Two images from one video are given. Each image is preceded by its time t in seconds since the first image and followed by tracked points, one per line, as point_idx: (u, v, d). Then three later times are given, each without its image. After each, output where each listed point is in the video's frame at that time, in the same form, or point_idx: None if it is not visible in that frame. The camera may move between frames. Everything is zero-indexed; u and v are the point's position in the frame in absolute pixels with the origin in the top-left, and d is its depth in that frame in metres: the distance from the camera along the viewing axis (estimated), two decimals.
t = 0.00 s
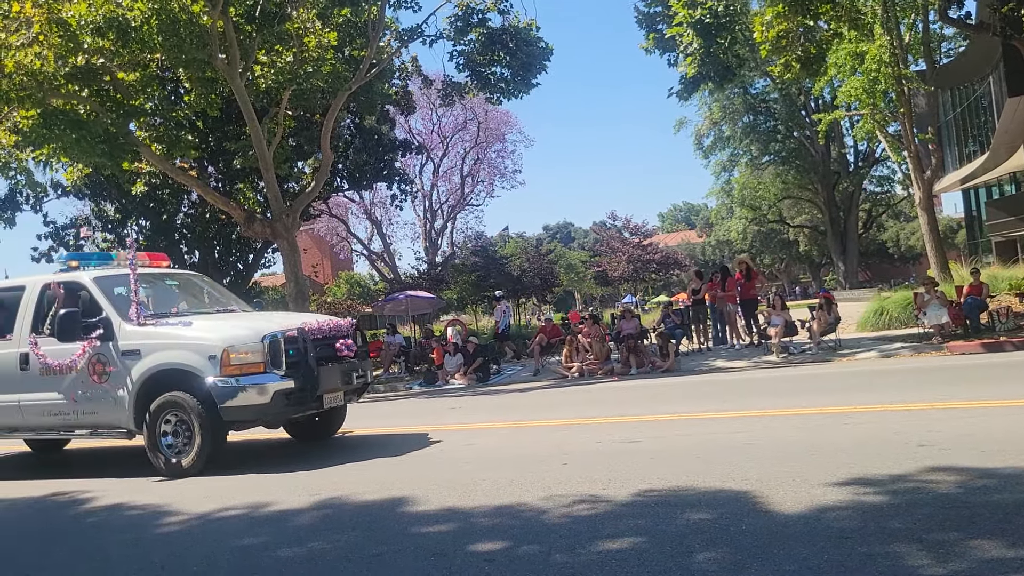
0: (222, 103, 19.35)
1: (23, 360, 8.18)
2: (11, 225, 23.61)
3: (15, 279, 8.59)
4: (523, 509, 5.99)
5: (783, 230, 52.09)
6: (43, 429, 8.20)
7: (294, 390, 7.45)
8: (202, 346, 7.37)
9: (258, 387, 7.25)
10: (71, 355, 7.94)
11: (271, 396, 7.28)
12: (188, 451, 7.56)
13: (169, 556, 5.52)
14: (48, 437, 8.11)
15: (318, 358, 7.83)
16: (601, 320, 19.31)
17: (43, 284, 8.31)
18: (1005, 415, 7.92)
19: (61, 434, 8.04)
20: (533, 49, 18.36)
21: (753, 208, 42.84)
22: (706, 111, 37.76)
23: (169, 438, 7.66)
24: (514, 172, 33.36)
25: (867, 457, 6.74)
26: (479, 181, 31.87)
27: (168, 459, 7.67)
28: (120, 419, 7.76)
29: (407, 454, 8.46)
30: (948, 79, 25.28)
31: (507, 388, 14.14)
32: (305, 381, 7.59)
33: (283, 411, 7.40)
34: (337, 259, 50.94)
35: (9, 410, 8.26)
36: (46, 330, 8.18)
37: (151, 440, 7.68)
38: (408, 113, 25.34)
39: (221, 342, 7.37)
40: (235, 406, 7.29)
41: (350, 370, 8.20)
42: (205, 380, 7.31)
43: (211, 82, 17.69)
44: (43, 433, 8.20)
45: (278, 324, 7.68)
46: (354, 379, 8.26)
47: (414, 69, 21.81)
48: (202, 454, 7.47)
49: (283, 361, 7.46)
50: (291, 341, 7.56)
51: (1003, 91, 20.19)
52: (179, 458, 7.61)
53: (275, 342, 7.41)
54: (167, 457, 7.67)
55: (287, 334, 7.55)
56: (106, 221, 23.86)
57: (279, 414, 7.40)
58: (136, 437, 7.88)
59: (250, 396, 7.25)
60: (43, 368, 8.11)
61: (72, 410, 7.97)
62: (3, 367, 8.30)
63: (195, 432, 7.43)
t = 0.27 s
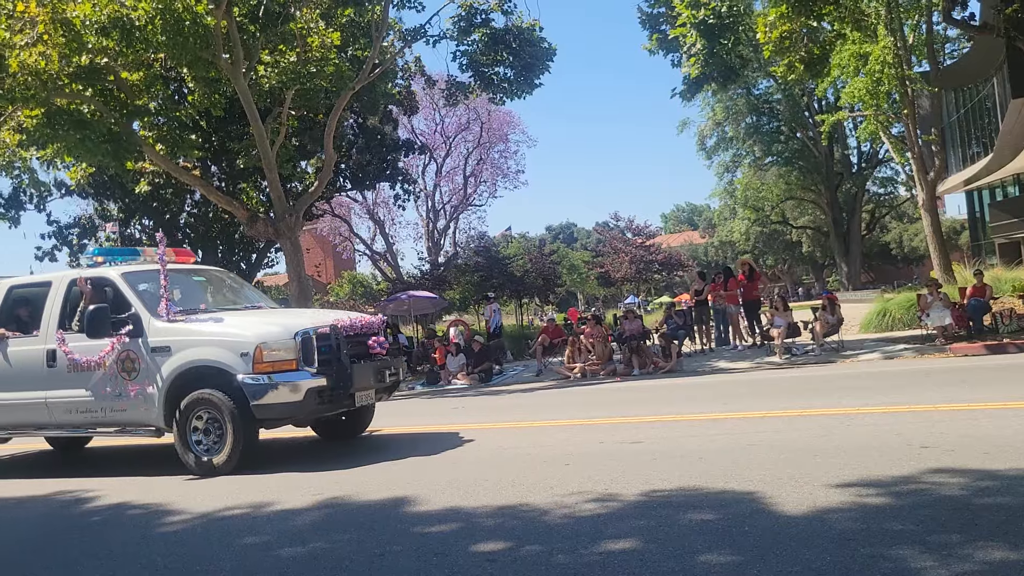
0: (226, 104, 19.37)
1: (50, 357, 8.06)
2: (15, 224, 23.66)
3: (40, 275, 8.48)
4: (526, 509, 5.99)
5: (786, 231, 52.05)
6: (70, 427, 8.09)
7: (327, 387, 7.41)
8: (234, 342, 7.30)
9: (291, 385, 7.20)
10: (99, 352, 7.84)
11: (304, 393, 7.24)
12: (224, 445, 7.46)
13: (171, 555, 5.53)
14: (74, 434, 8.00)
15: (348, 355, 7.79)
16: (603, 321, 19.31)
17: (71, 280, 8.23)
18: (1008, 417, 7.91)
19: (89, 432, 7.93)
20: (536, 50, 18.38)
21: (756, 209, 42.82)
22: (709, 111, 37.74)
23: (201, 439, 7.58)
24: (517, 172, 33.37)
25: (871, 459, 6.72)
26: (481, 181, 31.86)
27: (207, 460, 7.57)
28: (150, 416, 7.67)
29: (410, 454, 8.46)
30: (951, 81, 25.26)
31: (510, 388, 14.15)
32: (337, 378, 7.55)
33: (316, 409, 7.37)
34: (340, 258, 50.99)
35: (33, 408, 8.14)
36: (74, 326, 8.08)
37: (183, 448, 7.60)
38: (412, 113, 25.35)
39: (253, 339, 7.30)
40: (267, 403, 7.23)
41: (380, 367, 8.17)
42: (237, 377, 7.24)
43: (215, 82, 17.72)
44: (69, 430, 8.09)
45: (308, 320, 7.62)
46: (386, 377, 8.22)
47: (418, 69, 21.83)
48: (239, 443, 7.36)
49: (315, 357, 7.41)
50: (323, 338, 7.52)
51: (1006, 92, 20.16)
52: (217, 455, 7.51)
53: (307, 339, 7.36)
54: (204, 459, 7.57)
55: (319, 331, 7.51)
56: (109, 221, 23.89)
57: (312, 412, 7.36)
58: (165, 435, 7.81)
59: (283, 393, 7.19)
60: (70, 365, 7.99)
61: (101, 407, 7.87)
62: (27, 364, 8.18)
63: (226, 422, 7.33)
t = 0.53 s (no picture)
0: (229, 104, 19.38)
1: (75, 354, 7.98)
2: (18, 224, 23.70)
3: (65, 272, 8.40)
4: (527, 510, 5.99)
5: (788, 232, 52.00)
6: (95, 425, 8.03)
7: (357, 385, 7.34)
8: (264, 340, 7.23)
9: (322, 383, 7.14)
10: (125, 350, 7.76)
11: (334, 392, 7.17)
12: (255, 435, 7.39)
13: (172, 555, 5.54)
14: (99, 433, 7.91)
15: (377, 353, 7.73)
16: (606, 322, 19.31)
17: (97, 277, 8.17)
18: (1011, 418, 7.90)
19: (114, 430, 7.84)
20: (538, 50, 18.37)
21: (759, 210, 42.80)
22: (711, 112, 37.70)
23: (232, 440, 7.53)
24: (520, 172, 33.36)
25: (873, 460, 6.72)
26: (484, 181, 31.87)
27: (243, 459, 7.49)
28: (177, 415, 7.61)
29: (413, 453, 8.46)
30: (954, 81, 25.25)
31: (512, 389, 14.16)
32: (367, 376, 7.49)
33: (346, 407, 7.30)
34: (342, 258, 51.04)
35: (57, 406, 8.06)
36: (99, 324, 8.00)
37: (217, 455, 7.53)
38: (414, 114, 25.34)
39: (283, 336, 7.24)
40: (297, 402, 7.18)
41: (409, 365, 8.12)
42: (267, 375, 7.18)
43: (217, 82, 17.75)
44: (93, 429, 8.01)
45: (338, 317, 7.56)
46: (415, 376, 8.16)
47: (420, 70, 21.83)
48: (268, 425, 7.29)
49: (345, 355, 7.35)
50: (353, 336, 7.47)
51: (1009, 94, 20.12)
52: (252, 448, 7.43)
53: (337, 337, 7.30)
54: (241, 458, 7.49)
55: (349, 328, 7.46)
56: (112, 220, 23.93)
57: (342, 410, 7.31)
58: (191, 434, 7.74)
59: (313, 392, 7.14)
60: (95, 362, 7.91)
61: (127, 406, 7.80)
62: (51, 361, 8.09)
63: (251, 408, 7.29)
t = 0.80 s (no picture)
0: (229, 103, 19.36)
1: (95, 351, 7.84)
2: (18, 223, 23.68)
3: (84, 268, 8.27)
4: (527, 510, 5.99)
5: (789, 232, 51.99)
6: (114, 424, 7.89)
7: (383, 383, 7.27)
8: (290, 337, 7.16)
9: (349, 381, 7.07)
10: (147, 347, 7.64)
11: (361, 390, 7.10)
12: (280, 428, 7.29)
13: (172, 554, 5.54)
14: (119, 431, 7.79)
15: (403, 350, 7.68)
16: (606, 322, 19.31)
17: (117, 273, 8.05)
18: (1012, 418, 7.90)
19: (134, 429, 7.72)
20: (539, 50, 18.36)
21: (759, 210, 42.83)
22: (712, 112, 37.69)
23: (258, 438, 7.44)
24: (520, 172, 33.35)
25: (874, 460, 6.72)
26: (484, 181, 31.87)
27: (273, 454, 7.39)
28: (201, 413, 7.49)
29: (413, 453, 8.46)
30: (955, 82, 25.25)
31: (513, 388, 14.16)
32: (392, 374, 7.43)
33: (372, 405, 7.22)
34: (343, 258, 51.01)
35: (76, 404, 7.92)
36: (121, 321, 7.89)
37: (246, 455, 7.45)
38: (415, 113, 25.32)
39: (309, 333, 7.16)
40: (324, 399, 7.10)
41: (434, 363, 8.08)
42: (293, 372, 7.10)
43: (218, 81, 17.76)
44: (113, 427, 7.88)
45: (363, 315, 7.50)
46: (438, 374, 8.11)
47: (421, 69, 21.83)
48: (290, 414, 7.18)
49: (370, 353, 7.29)
50: (378, 333, 7.42)
51: (1010, 94, 20.11)
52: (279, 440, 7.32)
53: (362, 334, 7.22)
54: (271, 454, 7.39)
55: (374, 326, 7.41)
56: (112, 220, 23.92)
57: (368, 409, 7.22)
58: (213, 432, 7.61)
59: (340, 390, 7.06)
60: (116, 359, 7.77)
61: (148, 404, 7.67)
62: (70, 359, 7.95)
63: (270, 400, 7.20)
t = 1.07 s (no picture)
0: (231, 103, 19.35)
1: (116, 349, 7.78)
2: (21, 222, 23.72)
3: (105, 265, 8.24)
4: (529, 510, 5.99)
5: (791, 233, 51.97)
6: (135, 422, 7.82)
7: (409, 381, 7.20)
8: (316, 335, 7.08)
9: (376, 379, 7.00)
10: (169, 344, 7.57)
11: (387, 388, 7.03)
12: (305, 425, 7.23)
13: (172, 553, 5.54)
14: (140, 429, 7.73)
15: (429, 348, 7.61)
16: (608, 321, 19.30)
17: (137, 271, 8.01)
18: (1015, 419, 7.89)
19: (155, 427, 7.65)
20: (541, 50, 18.34)
21: (761, 210, 42.82)
22: (714, 112, 37.66)
23: (283, 436, 7.38)
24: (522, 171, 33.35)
25: (876, 460, 6.71)
26: (486, 181, 31.88)
27: (299, 452, 7.34)
28: (224, 411, 7.42)
29: (415, 453, 8.45)
30: (958, 82, 25.22)
31: (516, 388, 14.16)
32: (418, 372, 7.36)
33: (399, 404, 7.15)
34: (345, 257, 51.01)
35: (97, 402, 7.87)
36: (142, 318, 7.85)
37: (272, 455, 7.39)
38: (417, 113, 25.32)
39: (335, 331, 7.09)
40: (350, 398, 7.03)
41: (459, 361, 8.00)
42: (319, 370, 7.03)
43: (219, 80, 17.79)
44: (134, 425, 7.82)
45: (388, 312, 7.42)
46: (462, 372, 8.04)
47: (422, 69, 21.83)
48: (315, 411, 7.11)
49: (396, 351, 7.22)
50: (404, 331, 7.35)
51: (1013, 94, 20.08)
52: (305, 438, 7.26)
53: (389, 331, 7.15)
54: (297, 452, 7.34)
55: (400, 323, 7.34)
56: (114, 219, 23.93)
57: (394, 407, 7.15)
58: (236, 431, 7.53)
59: (367, 388, 6.99)
60: (137, 357, 7.70)
61: (170, 402, 7.60)
62: (90, 356, 7.89)
63: (293, 397, 7.14)
